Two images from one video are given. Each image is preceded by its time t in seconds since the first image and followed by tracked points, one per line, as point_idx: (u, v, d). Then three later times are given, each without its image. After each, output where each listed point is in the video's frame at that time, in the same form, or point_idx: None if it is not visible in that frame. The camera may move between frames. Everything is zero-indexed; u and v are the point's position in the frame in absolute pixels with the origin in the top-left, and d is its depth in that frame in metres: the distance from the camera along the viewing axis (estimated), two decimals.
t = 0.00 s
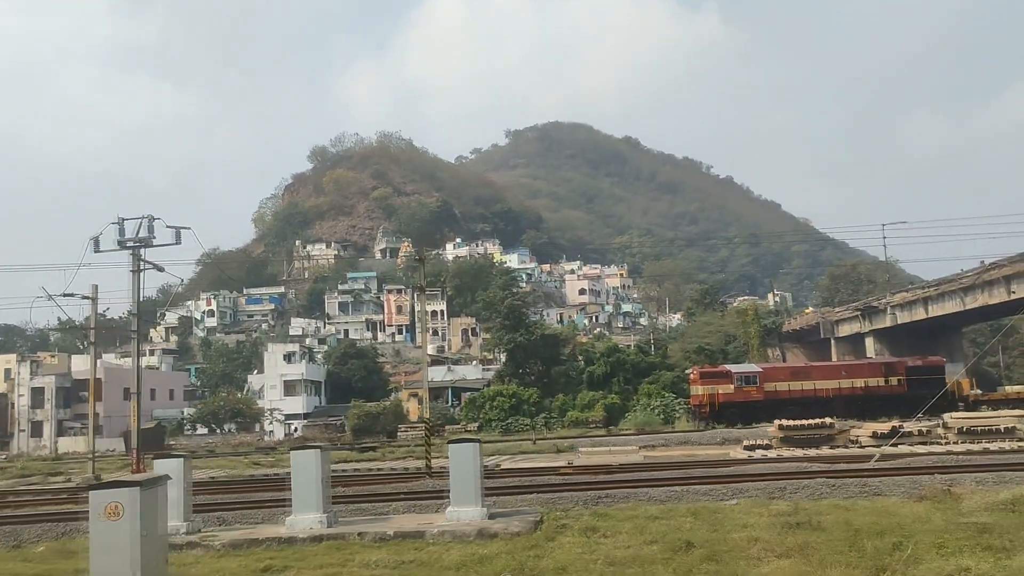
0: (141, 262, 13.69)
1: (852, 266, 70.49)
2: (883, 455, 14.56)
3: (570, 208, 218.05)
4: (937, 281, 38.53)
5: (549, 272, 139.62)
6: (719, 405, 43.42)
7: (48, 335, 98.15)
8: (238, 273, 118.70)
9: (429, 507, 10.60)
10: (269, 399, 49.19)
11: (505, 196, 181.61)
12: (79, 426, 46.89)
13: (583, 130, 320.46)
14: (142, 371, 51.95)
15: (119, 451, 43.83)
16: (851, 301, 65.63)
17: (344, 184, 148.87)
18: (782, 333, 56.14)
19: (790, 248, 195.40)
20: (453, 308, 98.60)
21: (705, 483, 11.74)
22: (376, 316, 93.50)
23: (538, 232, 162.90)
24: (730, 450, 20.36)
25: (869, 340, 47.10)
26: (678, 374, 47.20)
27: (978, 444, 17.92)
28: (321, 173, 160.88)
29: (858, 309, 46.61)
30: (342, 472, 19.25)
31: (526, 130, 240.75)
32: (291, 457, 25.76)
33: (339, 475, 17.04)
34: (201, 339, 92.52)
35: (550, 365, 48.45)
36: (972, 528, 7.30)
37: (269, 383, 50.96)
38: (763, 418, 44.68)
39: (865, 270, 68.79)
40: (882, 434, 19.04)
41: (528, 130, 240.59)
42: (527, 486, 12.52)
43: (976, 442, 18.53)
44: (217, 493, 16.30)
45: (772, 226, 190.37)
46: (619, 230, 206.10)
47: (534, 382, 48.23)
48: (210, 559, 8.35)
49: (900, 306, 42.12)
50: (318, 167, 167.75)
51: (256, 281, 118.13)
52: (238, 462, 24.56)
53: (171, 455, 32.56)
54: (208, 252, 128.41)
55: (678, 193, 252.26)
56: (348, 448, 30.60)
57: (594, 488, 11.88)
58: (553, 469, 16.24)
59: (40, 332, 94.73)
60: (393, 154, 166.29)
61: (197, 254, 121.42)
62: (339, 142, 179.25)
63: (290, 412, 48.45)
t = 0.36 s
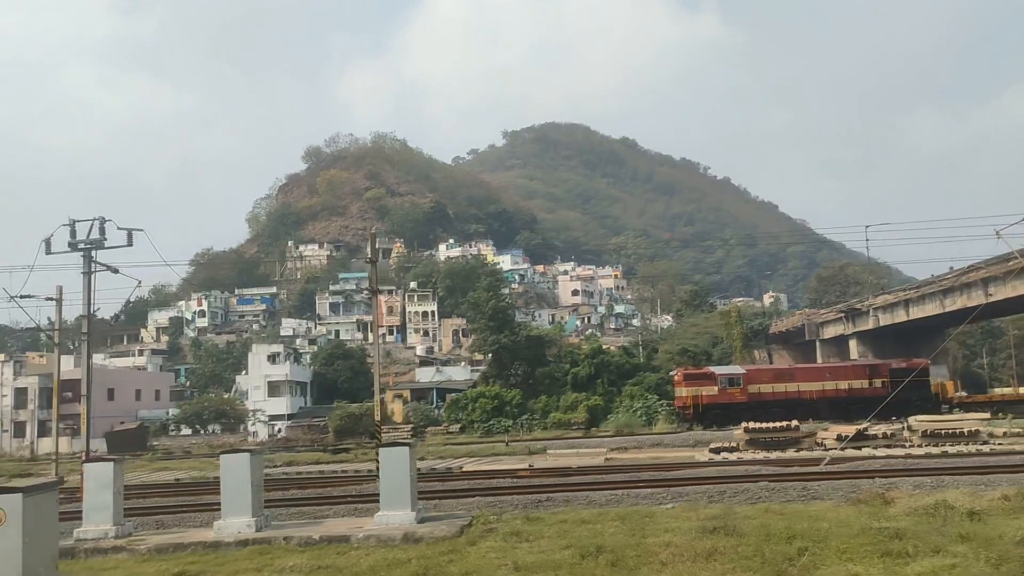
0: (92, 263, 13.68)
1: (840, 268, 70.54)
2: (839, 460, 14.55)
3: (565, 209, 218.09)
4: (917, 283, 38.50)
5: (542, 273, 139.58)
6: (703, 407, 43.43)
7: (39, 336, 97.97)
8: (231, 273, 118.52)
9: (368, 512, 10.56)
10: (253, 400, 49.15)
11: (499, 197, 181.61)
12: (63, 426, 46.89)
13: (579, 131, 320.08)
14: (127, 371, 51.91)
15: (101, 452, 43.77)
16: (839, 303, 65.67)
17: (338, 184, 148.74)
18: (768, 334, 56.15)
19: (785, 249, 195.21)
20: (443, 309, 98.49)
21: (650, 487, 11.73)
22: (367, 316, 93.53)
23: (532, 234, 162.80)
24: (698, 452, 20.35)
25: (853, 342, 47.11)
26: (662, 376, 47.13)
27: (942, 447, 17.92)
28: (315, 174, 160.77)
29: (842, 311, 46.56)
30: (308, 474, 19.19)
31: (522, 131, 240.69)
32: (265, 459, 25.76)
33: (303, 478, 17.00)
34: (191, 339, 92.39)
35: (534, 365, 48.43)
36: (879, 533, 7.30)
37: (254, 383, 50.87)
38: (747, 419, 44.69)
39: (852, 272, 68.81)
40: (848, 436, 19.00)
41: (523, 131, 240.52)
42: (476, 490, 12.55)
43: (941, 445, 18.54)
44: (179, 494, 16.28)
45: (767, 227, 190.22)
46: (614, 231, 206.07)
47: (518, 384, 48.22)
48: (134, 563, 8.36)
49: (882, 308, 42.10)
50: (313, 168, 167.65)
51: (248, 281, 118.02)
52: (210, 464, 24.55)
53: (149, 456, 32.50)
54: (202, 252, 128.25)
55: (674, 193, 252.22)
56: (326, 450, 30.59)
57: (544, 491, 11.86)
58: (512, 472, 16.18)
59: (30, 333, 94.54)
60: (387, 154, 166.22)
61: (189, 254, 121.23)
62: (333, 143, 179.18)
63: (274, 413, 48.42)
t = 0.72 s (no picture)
0: (46, 270, 13.70)
1: (829, 278, 70.57)
2: (792, 471, 14.55)
3: (561, 216, 218.24)
4: (899, 293, 38.46)
5: (537, 281, 139.51)
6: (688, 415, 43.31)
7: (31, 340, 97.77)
8: (224, 279, 118.36)
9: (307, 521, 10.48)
10: (237, 406, 49.00)
11: (495, 204, 181.64)
12: (46, 432, 46.77)
13: (576, 138, 320.31)
14: (112, 377, 51.76)
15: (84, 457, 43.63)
16: (827, 313, 65.73)
17: (333, 191, 148.70)
18: (755, 343, 56.11)
19: (781, 258, 195.20)
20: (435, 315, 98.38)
21: (595, 498, 11.70)
22: (358, 324, 93.65)
23: (527, 241, 162.83)
24: (665, 462, 20.28)
25: (838, 352, 47.09)
26: (647, 385, 47.00)
27: (905, 459, 17.89)
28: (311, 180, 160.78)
29: (827, 321, 46.52)
30: (273, 482, 19.09)
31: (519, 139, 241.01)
32: (238, 465, 25.69)
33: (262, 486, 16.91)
34: (182, 345, 92.24)
35: (519, 373, 48.44)
36: (792, 546, 7.36)
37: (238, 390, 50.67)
38: (732, 429, 44.55)
39: (841, 282, 68.83)
40: (813, 447, 19.02)
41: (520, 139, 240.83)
42: (423, 498, 12.56)
43: (906, 456, 18.52)
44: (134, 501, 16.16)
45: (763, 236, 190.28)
46: (610, 239, 206.09)
47: (503, 393, 48.17)
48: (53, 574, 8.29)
49: (866, 319, 42.11)
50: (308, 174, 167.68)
51: (241, 287, 117.89)
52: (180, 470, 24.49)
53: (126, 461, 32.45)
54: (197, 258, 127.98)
55: (671, 202, 252.36)
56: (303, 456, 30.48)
57: (488, 501, 11.83)
58: (471, 482, 16.12)
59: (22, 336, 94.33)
60: (383, 161, 166.31)
61: (183, 260, 121.08)
62: (329, 149, 179.30)
63: (259, 420, 48.31)
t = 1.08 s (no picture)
0: None
1: (817, 287, 70.55)
2: (746, 481, 14.49)
3: (557, 223, 218.31)
4: (880, 302, 38.54)
5: (530, 288, 139.47)
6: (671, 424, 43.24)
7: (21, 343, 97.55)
8: (216, 285, 118.09)
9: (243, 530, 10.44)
10: (221, 412, 48.90)
11: (490, 211, 181.68)
12: (28, 437, 46.68)
13: (572, 145, 320.48)
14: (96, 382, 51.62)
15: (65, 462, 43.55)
16: (815, 321, 65.83)
17: (326, 197, 148.67)
18: (741, 352, 56.14)
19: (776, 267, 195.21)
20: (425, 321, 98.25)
21: (537, 506, 11.67)
22: (348, 330, 93.68)
23: (521, 248, 162.82)
24: (630, 471, 20.28)
25: (821, 361, 47.14)
26: (631, 394, 46.91)
27: (868, 469, 17.90)
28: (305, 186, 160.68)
29: (810, 330, 46.55)
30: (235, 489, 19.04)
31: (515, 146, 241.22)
32: (209, 471, 25.66)
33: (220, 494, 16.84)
34: (172, 350, 92.08)
35: (503, 381, 48.46)
36: (704, 558, 7.39)
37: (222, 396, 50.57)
38: (716, 437, 44.46)
39: (829, 291, 68.93)
40: (777, 457, 19.00)
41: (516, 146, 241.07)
42: (370, 506, 12.52)
43: (870, 466, 18.44)
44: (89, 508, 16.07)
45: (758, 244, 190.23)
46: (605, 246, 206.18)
47: (486, 400, 48.14)
48: None
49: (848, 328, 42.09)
50: (302, 180, 167.59)
51: (232, 292, 117.80)
52: (150, 476, 24.48)
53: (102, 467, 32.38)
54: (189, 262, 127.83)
55: (666, 210, 252.62)
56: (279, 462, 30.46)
57: (431, 510, 11.78)
58: (428, 490, 16.10)
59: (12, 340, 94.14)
60: (378, 167, 166.33)
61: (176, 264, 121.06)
62: (324, 154, 179.25)
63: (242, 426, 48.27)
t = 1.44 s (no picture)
0: None
1: (803, 294, 70.60)
2: (700, 490, 14.47)
3: (552, 228, 218.41)
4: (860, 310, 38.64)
5: (522, 294, 139.36)
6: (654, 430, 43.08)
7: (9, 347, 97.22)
8: (206, 289, 117.88)
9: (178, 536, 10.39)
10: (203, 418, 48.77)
11: (483, 217, 181.67)
12: (9, 442, 46.50)
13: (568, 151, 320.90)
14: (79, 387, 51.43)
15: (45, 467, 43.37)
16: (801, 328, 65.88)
17: (319, 202, 148.56)
18: (726, 358, 56.12)
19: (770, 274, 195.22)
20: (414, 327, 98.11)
21: (478, 515, 11.63)
22: (337, 336, 93.62)
23: (514, 254, 162.74)
24: (595, 478, 20.24)
25: (803, 368, 47.14)
26: (614, 400, 46.82)
27: (830, 478, 17.88)
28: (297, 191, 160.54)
29: (793, 337, 46.56)
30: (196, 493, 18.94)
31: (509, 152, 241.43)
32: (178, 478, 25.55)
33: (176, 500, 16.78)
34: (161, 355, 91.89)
35: (487, 387, 48.47)
36: (617, 568, 7.39)
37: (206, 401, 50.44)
38: (699, 444, 44.32)
39: (816, 298, 68.97)
40: (740, 465, 18.99)
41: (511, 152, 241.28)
42: (315, 514, 12.47)
43: (834, 474, 18.48)
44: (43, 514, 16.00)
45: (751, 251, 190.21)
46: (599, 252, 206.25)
47: (469, 407, 48.08)
48: None
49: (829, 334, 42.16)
50: (295, 185, 167.48)
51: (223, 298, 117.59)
52: (118, 483, 24.41)
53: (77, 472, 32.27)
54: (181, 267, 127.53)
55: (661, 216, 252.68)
56: (253, 468, 30.36)
57: (373, 517, 11.72)
58: (384, 497, 16.06)
59: None
60: (371, 173, 166.30)
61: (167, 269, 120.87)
62: (317, 159, 179.14)
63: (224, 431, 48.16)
